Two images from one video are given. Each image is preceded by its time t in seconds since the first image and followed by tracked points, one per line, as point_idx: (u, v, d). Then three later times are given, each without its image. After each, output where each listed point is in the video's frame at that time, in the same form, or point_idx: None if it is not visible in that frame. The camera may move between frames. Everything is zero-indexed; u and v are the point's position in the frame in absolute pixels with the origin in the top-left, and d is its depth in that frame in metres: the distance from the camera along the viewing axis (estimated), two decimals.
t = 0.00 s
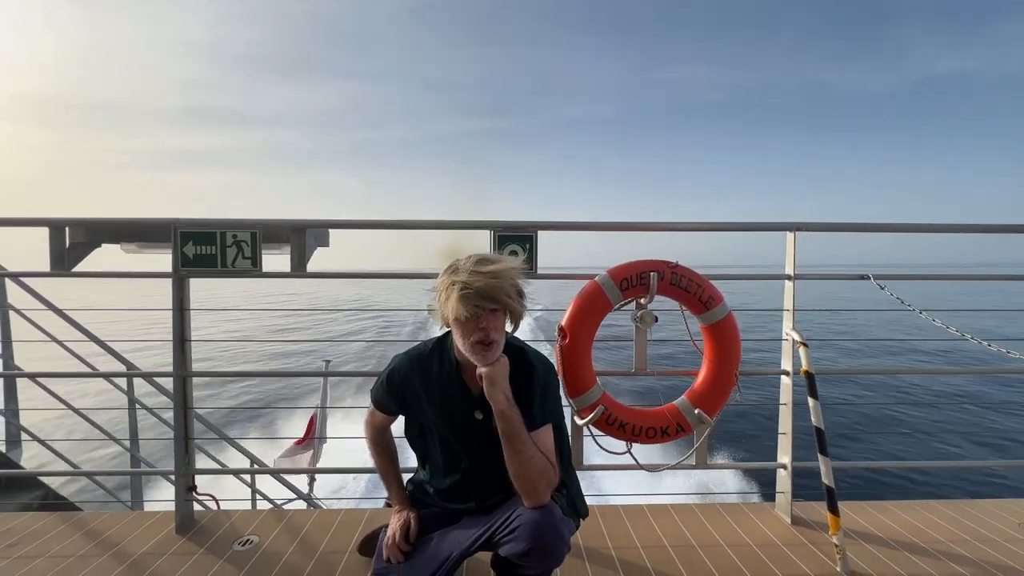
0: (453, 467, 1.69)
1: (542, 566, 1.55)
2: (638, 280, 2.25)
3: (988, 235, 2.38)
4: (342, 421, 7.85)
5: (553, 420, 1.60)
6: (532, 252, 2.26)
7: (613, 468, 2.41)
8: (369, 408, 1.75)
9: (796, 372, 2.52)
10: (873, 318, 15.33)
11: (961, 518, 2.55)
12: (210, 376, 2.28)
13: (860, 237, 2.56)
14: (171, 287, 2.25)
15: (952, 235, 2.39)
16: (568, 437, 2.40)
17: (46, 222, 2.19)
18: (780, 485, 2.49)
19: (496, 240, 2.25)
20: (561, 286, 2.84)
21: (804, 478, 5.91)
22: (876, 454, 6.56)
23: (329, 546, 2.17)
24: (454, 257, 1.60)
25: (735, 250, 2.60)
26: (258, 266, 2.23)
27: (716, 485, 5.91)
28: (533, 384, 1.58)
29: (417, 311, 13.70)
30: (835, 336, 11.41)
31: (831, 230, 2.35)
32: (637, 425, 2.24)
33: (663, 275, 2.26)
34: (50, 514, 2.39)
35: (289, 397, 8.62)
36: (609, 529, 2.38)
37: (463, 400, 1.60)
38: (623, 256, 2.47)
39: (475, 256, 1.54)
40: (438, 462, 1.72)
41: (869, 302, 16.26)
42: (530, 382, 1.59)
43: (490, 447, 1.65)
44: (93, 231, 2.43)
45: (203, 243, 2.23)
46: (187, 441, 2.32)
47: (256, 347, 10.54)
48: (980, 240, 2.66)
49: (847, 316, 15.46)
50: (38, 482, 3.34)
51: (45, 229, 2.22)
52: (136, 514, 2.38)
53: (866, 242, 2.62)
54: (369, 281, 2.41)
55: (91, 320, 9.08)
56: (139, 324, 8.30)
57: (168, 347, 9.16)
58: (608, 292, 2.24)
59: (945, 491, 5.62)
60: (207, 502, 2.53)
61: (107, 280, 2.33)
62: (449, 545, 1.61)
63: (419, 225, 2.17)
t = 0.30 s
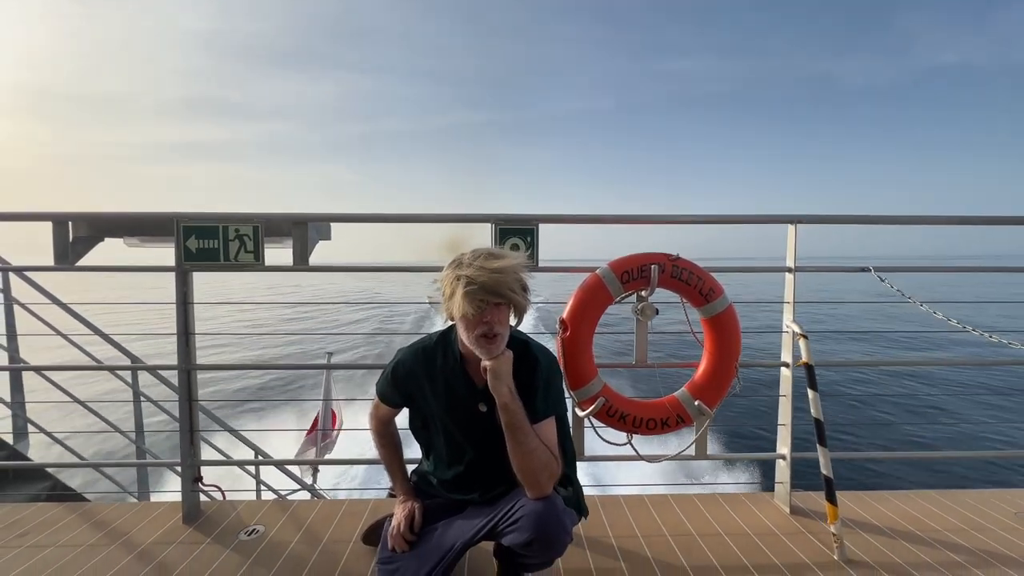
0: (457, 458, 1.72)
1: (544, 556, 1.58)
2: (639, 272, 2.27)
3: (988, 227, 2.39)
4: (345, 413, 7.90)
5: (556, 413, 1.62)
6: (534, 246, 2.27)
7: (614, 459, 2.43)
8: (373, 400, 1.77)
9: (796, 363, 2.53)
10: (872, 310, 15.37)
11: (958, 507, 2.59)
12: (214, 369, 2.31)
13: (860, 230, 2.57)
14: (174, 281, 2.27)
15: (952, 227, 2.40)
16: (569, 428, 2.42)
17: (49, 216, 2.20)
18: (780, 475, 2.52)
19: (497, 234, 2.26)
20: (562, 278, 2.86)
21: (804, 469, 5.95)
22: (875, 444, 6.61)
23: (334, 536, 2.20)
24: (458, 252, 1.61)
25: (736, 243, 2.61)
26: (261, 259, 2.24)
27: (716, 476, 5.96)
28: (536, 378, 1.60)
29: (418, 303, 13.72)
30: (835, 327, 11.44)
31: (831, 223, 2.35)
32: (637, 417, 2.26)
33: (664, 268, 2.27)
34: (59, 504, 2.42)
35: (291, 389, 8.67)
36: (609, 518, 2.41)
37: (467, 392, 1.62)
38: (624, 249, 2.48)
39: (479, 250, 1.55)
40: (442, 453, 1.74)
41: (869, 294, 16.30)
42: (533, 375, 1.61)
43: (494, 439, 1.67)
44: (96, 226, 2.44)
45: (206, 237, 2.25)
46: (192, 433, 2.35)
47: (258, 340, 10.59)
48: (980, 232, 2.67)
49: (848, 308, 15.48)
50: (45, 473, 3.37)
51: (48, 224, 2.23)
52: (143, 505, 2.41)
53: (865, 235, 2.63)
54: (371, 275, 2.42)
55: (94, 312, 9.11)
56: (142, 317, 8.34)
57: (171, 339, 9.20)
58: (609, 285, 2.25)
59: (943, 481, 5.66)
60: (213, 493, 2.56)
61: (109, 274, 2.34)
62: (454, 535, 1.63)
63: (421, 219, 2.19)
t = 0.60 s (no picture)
0: (459, 450, 1.75)
1: (546, 546, 1.61)
2: (641, 266, 2.28)
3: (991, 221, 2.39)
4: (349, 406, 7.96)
5: (557, 405, 1.64)
6: (536, 240, 2.28)
7: (615, 452, 2.46)
8: (377, 393, 1.79)
9: (797, 357, 2.55)
10: (875, 304, 15.37)
11: (957, 499, 2.61)
12: (221, 363, 2.33)
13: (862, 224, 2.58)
14: (180, 275, 2.30)
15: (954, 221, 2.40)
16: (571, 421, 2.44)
17: (56, 212, 2.22)
18: (780, 467, 2.54)
19: (500, 228, 2.28)
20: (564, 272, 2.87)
21: (806, 461, 5.98)
22: (877, 437, 6.63)
23: (340, 526, 2.24)
24: (461, 247, 1.63)
25: (738, 237, 2.62)
26: (265, 254, 2.26)
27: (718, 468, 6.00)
28: (538, 371, 1.62)
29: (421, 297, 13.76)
30: (838, 321, 11.45)
31: (833, 218, 2.36)
32: (639, 409, 2.28)
33: (666, 262, 2.29)
34: (69, 495, 2.46)
35: (296, 382, 8.72)
36: (610, 509, 2.44)
37: (470, 385, 1.64)
38: (626, 243, 2.49)
39: (482, 246, 1.57)
40: (445, 445, 1.77)
41: (871, 288, 16.29)
42: (535, 368, 1.63)
43: (496, 431, 1.69)
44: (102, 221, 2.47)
45: (211, 232, 2.27)
46: (200, 426, 2.38)
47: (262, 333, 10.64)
48: (983, 226, 2.67)
49: (850, 301, 15.48)
50: (54, 465, 3.42)
51: (55, 219, 2.25)
52: (151, 496, 2.45)
53: (867, 229, 2.64)
54: (374, 269, 2.44)
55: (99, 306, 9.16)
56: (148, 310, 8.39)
57: (176, 333, 9.26)
58: (611, 279, 2.27)
59: (944, 474, 5.69)
60: (220, 485, 2.60)
61: (116, 269, 2.36)
62: (457, 524, 1.67)
63: (423, 213, 2.20)
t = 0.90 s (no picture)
0: (461, 444, 1.78)
1: (548, 536, 1.65)
2: (642, 262, 2.30)
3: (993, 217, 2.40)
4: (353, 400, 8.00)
5: (557, 400, 1.67)
6: (539, 236, 2.29)
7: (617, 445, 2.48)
8: (380, 388, 1.81)
9: (798, 352, 2.57)
10: (877, 299, 15.38)
11: (956, 493, 2.63)
12: (227, 357, 2.36)
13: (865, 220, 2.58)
14: (186, 271, 2.32)
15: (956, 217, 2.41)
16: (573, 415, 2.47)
17: (63, 208, 2.25)
18: (780, 461, 2.57)
19: (503, 224, 2.29)
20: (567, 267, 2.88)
21: (807, 455, 6.01)
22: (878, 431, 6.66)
23: (345, 518, 2.27)
24: (460, 243, 1.65)
25: (740, 233, 2.63)
26: (270, 250, 2.28)
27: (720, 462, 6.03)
28: (538, 366, 1.64)
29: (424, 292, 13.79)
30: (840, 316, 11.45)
31: (834, 214, 2.37)
32: (640, 404, 2.31)
33: (667, 258, 2.30)
34: (79, 488, 2.50)
35: (300, 377, 8.77)
36: (612, 502, 2.47)
37: (470, 380, 1.66)
38: (628, 239, 2.51)
39: (481, 242, 1.59)
40: (447, 439, 1.80)
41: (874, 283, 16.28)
42: (535, 363, 1.65)
43: (497, 425, 1.72)
44: (109, 217, 2.49)
45: (217, 228, 2.29)
46: (206, 419, 2.41)
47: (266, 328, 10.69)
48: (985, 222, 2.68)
49: (852, 296, 15.49)
50: (62, 458, 3.46)
51: (62, 215, 2.27)
52: (159, 489, 2.48)
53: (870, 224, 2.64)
54: (378, 265, 2.46)
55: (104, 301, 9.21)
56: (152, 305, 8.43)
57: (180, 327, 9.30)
58: (612, 275, 2.29)
59: (944, 468, 5.71)
60: (227, 477, 2.64)
61: (123, 264, 2.39)
62: (460, 516, 1.70)
63: (426, 210, 2.22)
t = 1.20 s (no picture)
0: (463, 436, 1.81)
1: (547, 526, 1.69)
2: (643, 258, 2.32)
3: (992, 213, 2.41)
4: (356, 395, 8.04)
5: (556, 392, 1.69)
6: (540, 232, 2.31)
7: (618, 439, 2.51)
8: (382, 383, 1.84)
9: (797, 347, 2.59)
10: (878, 295, 15.40)
11: (953, 486, 2.66)
12: (232, 352, 2.39)
13: (864, 216, 2.60)
14: (192, 267, 2.35)
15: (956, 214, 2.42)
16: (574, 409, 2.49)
17: (70, 204, 2.27)
18: (780, 455, 2.59)
19: (505, 220, 2.31)
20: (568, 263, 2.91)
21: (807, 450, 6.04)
22: (879, 427, 6.68)
23: (349, 510, 2.31)
24: (457, 239, 1.67)
25: (741, 229, 2.65)
26: (274, 246, 2.31)
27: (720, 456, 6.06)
28: (537, 360, 1.67)
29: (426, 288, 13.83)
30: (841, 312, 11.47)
31: (834, 210, 2.39)
32: (641, 398, 2.33)
33: (668, 253, 2.32)
34: (87, 480, 2.53)
35: (303, 371, 8.81)
36: (613, 495, 2.50)
37: (470, 374, 1.69)
38: (629, 235, 2.53)
39: (477, 237, 1.61)
40: (449, 432, 1.83)
41: (875, 280, 16.31)
42: (534, 357, 1.67)
43: (498, 418, 1.75)
44: (115, 213, 2.51)
45: (222, 224, 2.32)
46: (212, 413, 2.44)
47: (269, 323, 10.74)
48: (986, 218, 2.69)
49: (854, 292, 15.49)
50: (68, 451, 3.49)
51: (69, 211, 2.30)
52: (166, 481, 2.51)
53: (869, 220, 2.66)
54: (381, 261, 2.48)
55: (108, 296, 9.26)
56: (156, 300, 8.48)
57: (184, 322, 9.35)
58: (613, 270, 2.31)
59: (944, 463, 5.74)
60: (232, 470, 2.67)
61: (129, 260, 2.41)
62: (461, 506, 1.73)
63: (429, 205, 2.24)
